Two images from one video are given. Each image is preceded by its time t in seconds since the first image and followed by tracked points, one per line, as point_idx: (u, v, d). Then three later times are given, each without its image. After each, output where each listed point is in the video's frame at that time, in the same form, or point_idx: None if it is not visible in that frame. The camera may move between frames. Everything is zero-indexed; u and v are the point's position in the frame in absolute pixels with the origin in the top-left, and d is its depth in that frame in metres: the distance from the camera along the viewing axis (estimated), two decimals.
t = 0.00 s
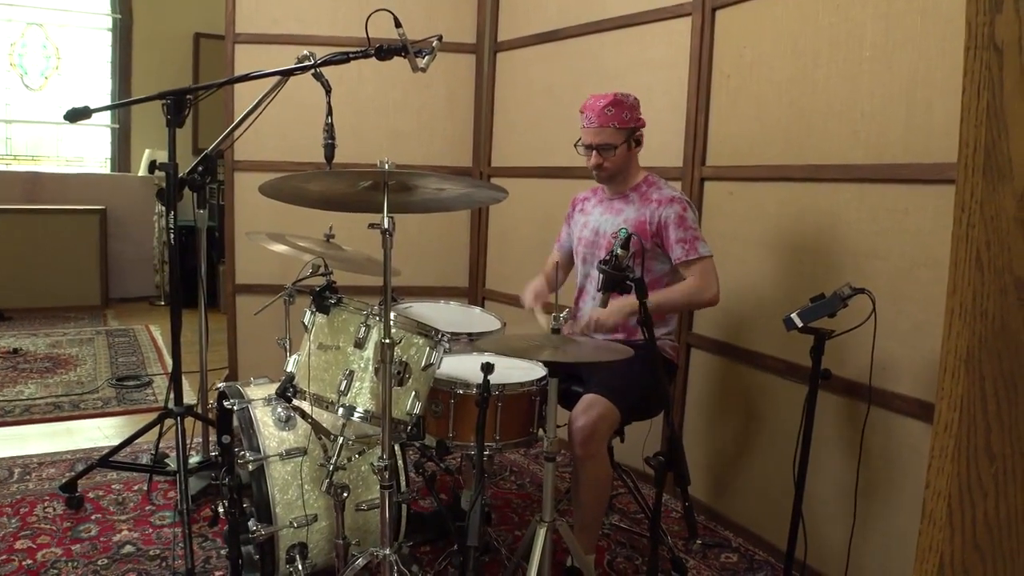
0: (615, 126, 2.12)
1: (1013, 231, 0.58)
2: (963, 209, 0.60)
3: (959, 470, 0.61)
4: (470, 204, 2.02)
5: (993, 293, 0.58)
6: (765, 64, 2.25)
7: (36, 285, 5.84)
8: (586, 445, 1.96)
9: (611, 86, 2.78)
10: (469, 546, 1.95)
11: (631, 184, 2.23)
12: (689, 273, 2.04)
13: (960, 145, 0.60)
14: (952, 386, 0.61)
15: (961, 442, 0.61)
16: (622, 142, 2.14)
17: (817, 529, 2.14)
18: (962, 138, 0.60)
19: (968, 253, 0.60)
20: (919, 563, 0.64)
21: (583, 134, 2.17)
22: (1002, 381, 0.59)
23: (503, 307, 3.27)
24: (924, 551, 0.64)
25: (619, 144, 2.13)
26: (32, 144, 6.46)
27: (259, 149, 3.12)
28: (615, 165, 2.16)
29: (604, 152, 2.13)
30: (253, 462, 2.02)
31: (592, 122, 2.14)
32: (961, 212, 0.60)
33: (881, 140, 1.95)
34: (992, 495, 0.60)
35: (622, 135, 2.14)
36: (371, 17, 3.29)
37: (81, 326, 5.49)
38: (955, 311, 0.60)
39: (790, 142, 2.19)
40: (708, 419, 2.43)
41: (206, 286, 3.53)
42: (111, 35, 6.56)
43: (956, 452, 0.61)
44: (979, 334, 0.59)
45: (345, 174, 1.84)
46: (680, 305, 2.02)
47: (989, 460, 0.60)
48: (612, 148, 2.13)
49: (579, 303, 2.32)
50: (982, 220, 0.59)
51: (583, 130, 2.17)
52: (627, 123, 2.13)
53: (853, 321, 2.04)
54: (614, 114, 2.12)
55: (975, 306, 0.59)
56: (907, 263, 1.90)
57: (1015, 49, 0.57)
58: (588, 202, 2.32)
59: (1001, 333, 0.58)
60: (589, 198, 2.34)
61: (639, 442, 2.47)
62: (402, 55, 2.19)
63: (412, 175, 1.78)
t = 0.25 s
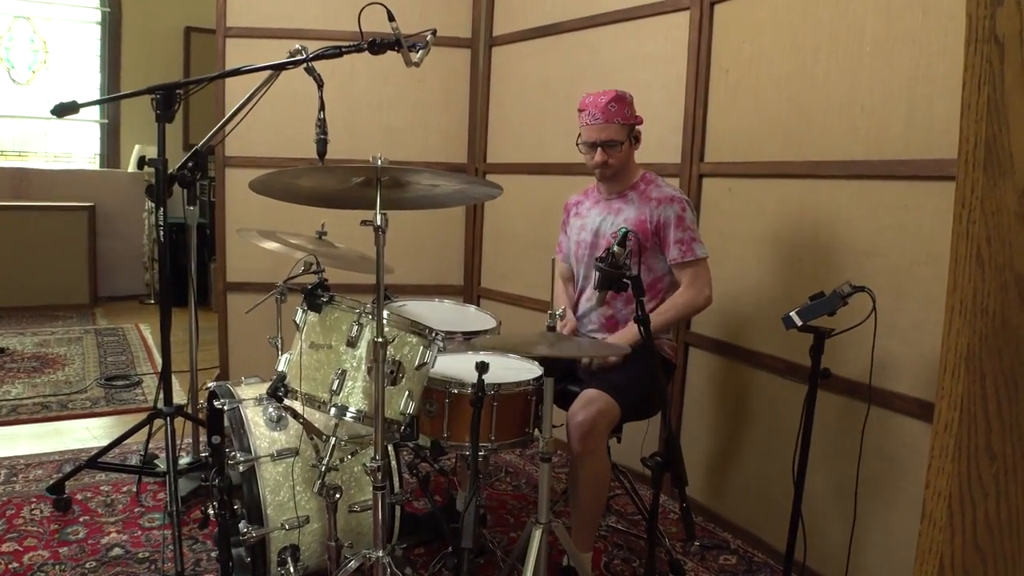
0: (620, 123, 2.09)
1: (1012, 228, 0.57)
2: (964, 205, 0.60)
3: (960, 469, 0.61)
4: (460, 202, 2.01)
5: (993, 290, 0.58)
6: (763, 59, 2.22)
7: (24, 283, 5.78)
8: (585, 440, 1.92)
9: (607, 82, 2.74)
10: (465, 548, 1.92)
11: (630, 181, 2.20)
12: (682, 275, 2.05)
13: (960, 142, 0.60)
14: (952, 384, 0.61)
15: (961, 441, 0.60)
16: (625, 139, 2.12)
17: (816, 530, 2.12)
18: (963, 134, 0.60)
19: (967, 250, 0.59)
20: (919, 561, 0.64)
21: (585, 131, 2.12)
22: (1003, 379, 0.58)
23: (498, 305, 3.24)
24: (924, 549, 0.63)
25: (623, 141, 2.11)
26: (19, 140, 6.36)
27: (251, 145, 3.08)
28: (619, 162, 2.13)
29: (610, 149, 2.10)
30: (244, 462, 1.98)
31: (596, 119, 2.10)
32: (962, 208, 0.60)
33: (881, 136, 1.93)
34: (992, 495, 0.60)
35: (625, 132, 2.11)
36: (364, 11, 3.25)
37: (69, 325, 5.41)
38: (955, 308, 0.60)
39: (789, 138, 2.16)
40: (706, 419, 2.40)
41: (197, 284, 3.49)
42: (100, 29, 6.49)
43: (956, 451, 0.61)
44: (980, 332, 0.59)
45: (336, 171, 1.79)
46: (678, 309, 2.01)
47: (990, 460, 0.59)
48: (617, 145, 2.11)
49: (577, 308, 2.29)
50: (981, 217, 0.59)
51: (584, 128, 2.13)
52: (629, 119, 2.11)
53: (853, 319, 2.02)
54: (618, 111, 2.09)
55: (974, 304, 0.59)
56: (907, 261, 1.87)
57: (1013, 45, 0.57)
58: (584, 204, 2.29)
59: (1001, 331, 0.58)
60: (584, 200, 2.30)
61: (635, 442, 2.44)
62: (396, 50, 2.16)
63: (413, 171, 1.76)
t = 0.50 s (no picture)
0: (621, 110, 2.03)
1: None
2: (968, 196, 0.54)
3: (965, 470, 0.55)
4: (459, 197, 1.93)
5: (1000, 284, 0.52)
6: (765, 49, 2.15)
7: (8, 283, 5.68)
8: (581, 445, 1.86)
9: (602, 73, 2.67)
10: (458, 554, 1.86)
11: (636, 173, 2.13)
12: (683, 272, 1.99)
13: (965, 131, 0.54)
14: (955, 383, 0.55)
15: (965, 441, 0.54)
16: (627, 128, 2.05)
17: (821, 534, 2.06)
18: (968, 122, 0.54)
19: (973, 242, 0.53)
20: None
21: (587, 117, 2.08)
22: (1011, 376, 0.53)
23: (494, 303, 3.17)
24: (924, 555, 0.57)
25: (623, 129, 2.04)
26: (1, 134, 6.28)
27: (238, 139, 3.01)
28: (617, 151, 2.06)
29: (609, 136, 2.04)
30: (230, 466, 1.92)
31: (596, 105, 2.05)
32: (967, 200, 0.54)
33: (889, 127, 1.86)
34: (1003, 512, 0.54)
35: (627, 120, 2.05)
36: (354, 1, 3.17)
37: (50, 325, 5.32)
38: (959, 304, 0.54)
39: (792, 131, 2.09)
40: (706, 420, 2.33)
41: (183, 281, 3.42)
42: (82, 19, 6.33)
43: (960, 452, 0.55)
44: (986, 328, 0.53)
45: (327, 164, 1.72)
46: (677, 307, 1.94)
47: (996, 460, 0.54)
48: (615, 133, 2.04)
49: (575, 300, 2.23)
50: (987, 209, 0.52)
51: (586, 113, 2.08)
52: (632, 108, 2.05)
53: (858, 317, 1.96)
54: (619, 98, 2.03)
55: (980, 299, 0.53)
56: (916, 257, 1.81)
57: None
58: (586, 193, 2.23)
59: (1009, 327, 0.52)
60: (588, 187, 2.24)
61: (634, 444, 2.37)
62: (387, 39, 2.09)
63: (408, 164, 1.69)
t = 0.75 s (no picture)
0: (598, 107, 1.98)
1: None
2: (974, 187, 0.53)
3: (971, 471, 0.54)
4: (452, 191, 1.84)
5: (1005, 280, 0.52)
6: (768, 38, 2.08)
7: None
8: (576, 447, 1.80)
9: (601, 63, 2.59)
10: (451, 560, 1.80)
11: (624, 171, 2.06)
12: (683, 277, 1.92)
13: (970, 122, 0.53)
14: (962, 381, 0.54)
15: (971, 440, 0.54)
16: (605, 125, 1.99)
17: (825, 538, 2.00)
18: (974, 113, 0.53)
19: (978, 236, 0.53)
20: None
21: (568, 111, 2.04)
22: (1016, 374, 0.53)
23: (489, 301, 3.10)
24: (930, 555, 0.56)
25: (600, 126, 1.99)
26: None
27: (227, 132, 2.94)
28: (594, 149, 2.01)
29: (584, 133, 2.00)
30: (215, 469, 1.86)
31: (575, 101, 2.01)
32: (972, 192, 0.53)
33: (895, 118, 1.80)
34: (1010, 506, 0.53)
35: (606, 117, 1.99)
36: None
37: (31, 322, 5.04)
38: (963, 301, 0.54)
39: (795, 122, 2.03)
40: (707, 420, 2.27)
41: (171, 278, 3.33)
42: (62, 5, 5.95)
43: (965, 452, 0.54)
44: (991, 324, 0.52)
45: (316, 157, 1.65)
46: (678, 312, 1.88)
47: (1002, 460, 0.53)
48: (591, 130, 1.99)
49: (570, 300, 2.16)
50: (994, 204, 0.52)
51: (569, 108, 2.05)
52: (612, 105, 1.99)
53: (863, 315, 1.89)
54: (598, 94, 1.98)
55: (988, 295, 0.52)
56: (923, 252, 1.75)
57: None
58: (581, 188, 2.16)
59: (1014, 323, 0.52)
60: (582, 183, 2.17)
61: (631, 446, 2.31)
62: (377, 28, 2.02)
63: (393, 156, 1.62)
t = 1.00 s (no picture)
0: (605, 96, 1.92)
1: None
2: (978, 191, 0.54)
3: (974, 478, 0.55)
4: (439, 193, 1.80)
5: (1010, 286, 0.53)
6: (772, 31, 2.02)
7: None
8: (575, 442, 1.74)
9: (601, 58, 2.52)
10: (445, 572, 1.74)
11: (620, 166, 1.99)
12: (683, 266, 1.86)
13: (974, 126, 0.54)
14: (966, 388, 0.55)
15: (974, 451, 0.54)
16: (610, 115, 1.93)
17: (831, 548, 1.94)
18: (977, 118, 0.54)
19: (983, 243, 0.54)
20: None
21: (569, 101, 1.97)
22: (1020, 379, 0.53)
23: (486, 303, 3.03)
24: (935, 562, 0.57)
25: (606, 116, 1.92)
26: None
27: (219, 128, 2.88)
28: (598, 139, 1.93)
29: (590, 121, 1.92)
30: (202, 477, 1.80)
31: (580, 89, 1.94)
32: (976, 196, 0.54)
33: (904, 115, 1.74)
34: (1012, 512, 0.54)
35: (611, 107, 1.93)
36: None
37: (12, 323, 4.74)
38: (966, 308, 0.54)
39: (801, 119, 1.96)
40: (706, 425, 2.21)
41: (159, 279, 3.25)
42: None
43: (969, 462, 0.55)
44: (995, 330, 0.53)
45: (304, 156, 1.59)
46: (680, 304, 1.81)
47: (1005, 472, 0.54)
48: (596, 118, 1.92)
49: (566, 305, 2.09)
50: (998, 209, 0.53)
51: (570, 98, 1.97)
52: (618, 95, 1.93)
53: (871, 319, 1.83)
54: (605, 82, 1.92)
55: (990, 302, 0.53)
56: (933, 253, 1.69)
57: None
58: (576, 189, 2.08)
59: (1017, 331, 0.52)
60: (578, 185, 2.09)
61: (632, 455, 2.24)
62: (369, 22, 1.96)
63: (383, 156, 1.56)
